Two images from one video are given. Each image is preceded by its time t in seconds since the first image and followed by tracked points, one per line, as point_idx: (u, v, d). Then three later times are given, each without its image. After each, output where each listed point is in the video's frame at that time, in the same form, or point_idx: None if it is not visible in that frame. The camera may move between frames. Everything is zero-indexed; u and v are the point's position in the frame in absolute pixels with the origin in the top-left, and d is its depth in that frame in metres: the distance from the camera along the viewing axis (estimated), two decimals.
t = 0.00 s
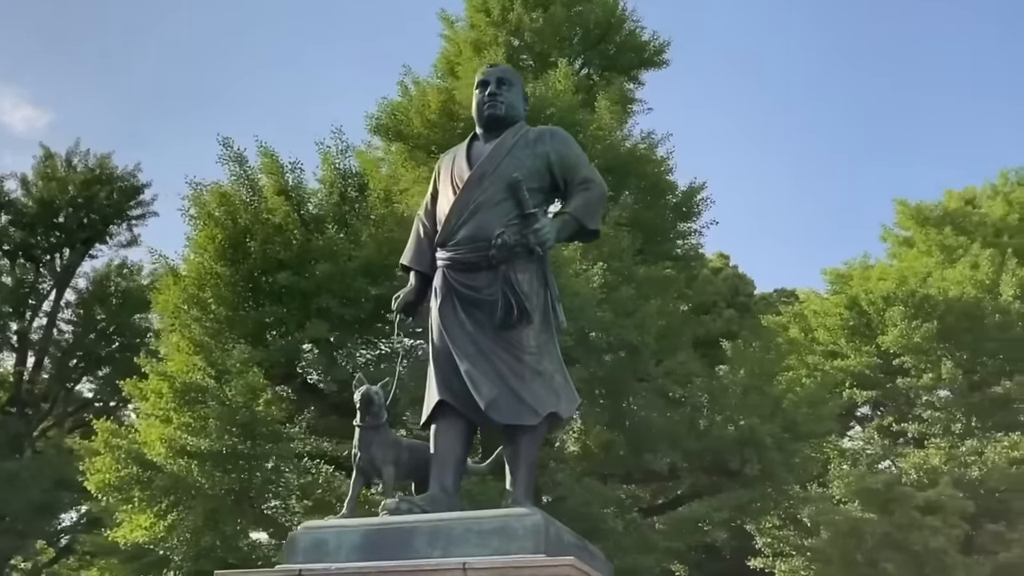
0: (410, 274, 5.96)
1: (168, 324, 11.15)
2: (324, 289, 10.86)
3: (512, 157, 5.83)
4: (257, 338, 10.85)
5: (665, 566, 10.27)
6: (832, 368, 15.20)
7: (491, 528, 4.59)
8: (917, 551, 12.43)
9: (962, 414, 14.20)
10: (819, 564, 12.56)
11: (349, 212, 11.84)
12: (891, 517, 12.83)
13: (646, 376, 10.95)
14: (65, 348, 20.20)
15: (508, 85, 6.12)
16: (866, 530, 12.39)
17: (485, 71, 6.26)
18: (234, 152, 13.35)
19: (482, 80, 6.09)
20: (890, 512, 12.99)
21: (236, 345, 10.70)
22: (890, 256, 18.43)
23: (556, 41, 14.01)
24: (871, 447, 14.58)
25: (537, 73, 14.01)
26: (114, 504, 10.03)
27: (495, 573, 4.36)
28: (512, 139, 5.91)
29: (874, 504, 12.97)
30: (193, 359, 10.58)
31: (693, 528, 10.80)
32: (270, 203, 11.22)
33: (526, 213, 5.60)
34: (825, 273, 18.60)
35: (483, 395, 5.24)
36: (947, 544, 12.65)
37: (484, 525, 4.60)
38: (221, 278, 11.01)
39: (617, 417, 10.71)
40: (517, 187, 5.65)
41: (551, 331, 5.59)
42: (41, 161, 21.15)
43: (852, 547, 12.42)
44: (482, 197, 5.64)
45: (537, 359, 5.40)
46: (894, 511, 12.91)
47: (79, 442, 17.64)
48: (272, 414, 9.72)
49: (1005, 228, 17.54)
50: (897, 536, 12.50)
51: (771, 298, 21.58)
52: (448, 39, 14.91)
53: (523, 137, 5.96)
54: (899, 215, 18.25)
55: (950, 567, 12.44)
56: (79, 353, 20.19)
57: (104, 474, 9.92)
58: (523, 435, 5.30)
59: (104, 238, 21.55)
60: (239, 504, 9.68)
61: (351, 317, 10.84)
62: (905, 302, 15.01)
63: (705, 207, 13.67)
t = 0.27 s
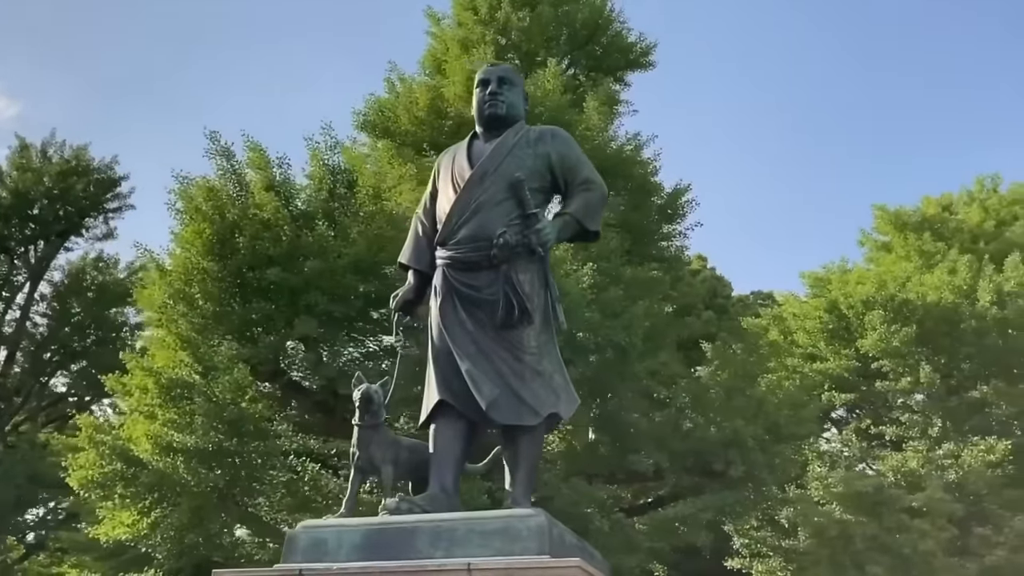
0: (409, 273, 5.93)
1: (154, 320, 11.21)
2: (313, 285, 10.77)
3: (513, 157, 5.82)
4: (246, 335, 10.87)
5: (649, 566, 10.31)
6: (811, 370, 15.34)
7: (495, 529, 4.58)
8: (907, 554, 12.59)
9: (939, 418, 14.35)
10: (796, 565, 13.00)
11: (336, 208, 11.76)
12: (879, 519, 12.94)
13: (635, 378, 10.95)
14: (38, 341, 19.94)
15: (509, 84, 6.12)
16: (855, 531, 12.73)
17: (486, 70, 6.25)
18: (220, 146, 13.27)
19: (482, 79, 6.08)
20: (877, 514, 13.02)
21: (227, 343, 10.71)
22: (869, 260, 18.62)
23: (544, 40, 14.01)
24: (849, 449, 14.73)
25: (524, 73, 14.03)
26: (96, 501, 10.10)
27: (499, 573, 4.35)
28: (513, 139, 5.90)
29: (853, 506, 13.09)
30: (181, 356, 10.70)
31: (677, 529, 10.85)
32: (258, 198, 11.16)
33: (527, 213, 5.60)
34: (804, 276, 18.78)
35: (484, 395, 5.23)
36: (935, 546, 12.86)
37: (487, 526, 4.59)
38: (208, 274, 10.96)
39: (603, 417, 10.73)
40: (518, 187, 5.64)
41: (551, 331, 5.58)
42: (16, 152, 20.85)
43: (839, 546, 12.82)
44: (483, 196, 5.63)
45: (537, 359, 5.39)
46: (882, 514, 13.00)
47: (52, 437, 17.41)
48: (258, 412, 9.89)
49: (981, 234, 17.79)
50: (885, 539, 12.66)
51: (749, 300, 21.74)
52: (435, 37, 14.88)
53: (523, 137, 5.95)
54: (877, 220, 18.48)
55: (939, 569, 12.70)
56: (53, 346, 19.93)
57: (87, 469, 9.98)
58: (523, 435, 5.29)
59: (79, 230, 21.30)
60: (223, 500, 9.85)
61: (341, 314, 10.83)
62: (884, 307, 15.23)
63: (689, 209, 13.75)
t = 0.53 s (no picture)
0: (408, 272, 5.91)
1: (137, 312, 11.16)
2: (301, 283, 10.82)
3: (515, 157, 5.81)
4: (232, 331, 10.82)
5: (632, 567, 10.37)
6: (788, 374, 15.49)
7: (498, 531, 4.56)
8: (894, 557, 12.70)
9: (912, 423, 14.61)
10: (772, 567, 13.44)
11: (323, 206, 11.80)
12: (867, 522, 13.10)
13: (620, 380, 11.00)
14: (8, 333, 19.65)
15: (510, 84, 6.10)
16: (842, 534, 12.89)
17: (486, 69, 6.23)
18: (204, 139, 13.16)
19: (483, 78, 6.06)
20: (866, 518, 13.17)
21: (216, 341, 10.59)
22: (844, 265, 18.83)
23: (531, 40, 13.99)
24: (824, 452, 14.91)
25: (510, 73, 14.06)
26: (76, 496, 10.12)
27: None
28: (515, 139, 5.89)
29: (828, 508, 13.32)
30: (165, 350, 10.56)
31: (659, 530, 10.93)
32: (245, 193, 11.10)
33: (528, 214, 5.58)
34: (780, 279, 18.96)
35: (486, 396, 5.21)
36: (922, 549, 12.93)
37: (490, 527, 4.58)
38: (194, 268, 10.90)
39: (587, 419, 10.76)
40: (520, 188, 5.63)
41: (550, 332, 5.58)
42: None
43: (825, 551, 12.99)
44: (484, 196, 5.61)
45: (537, 360, 5.39)
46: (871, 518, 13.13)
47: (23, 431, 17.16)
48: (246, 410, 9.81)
49: (955, 241, 18.01)
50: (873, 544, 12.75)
51: (724, 302, 21.91)
52: (420, 34, 14.84)
53: (524, 137, 5.94)
54: (854, 225, 18.68)
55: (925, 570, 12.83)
56: (23, 339, 19.65)
57: (68, 465, 9.98)
58: (523, 436, 5.29)
59: (51, 221, 21.00)
60: (207, 498, 9.94)
61: (327, 311, 10.92)
62: (861, 312, 15.38)
63: (672, 212, 13.83)
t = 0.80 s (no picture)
0: (406, 270, 5.89)
1: (123, 307, 11.08)
2: (291, 280, 10.75)
3: (515, 157, 5.80)
4: (220, 327, 10.71)
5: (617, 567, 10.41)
6: (769, 376, 15.60)
7: (501, 531, 4.56)
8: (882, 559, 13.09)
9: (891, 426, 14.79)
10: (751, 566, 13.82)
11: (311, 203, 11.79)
12: (855, 525, 13.42)
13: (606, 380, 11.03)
14: None
15: (510, 83, 6.10)
16: (833, 537, 13.17)
17: (485, 69, 6.22)
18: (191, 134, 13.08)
19: (483, 78, 6.05)
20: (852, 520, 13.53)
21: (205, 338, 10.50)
22: (823, 268, 19.00)
23: (518, 39, 13.98)
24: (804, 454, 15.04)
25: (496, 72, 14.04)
26: (58, 493, 10.13)
27: None
28: (515, 139, 5.88)
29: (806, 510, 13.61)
30: (155, 347, 10.54)
31: (644, 530, 10.97)
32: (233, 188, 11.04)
33: (528, 214, 5.58)
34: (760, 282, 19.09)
35: (486, 396, 5.20)
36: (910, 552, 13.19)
37: (493, 527, 4.57)
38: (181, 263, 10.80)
39: (573, 419, 10.76)
40: (521, 188, 5.62)
41: (549, 333, 5.58)
42: None
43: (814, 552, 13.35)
44: (485, 195, 5.60)
45: (537, 361, 5.39)
46: (859, 520, 13.46)
47: None
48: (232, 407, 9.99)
49: (932, 246, 18.18)
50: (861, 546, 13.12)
51: (704, 304, 22.04)
52: (407, 31, 14.80)
53: (524, 137, 5.93)
54: (834, 230, 18.86)
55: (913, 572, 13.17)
56: None
57: (52, 461, 9.97)
58: (522, 436, 5.28)
59: (26, 213, 20.73)
60: (193, 495, 9.99)
61: (317, 309, 10.82)
62: (841, 315, 15.44)
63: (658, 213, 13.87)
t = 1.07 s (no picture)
0: (404, 269, 5.88)
1: (107, 301, 10.92)
2: (280, 276, 10.68)
3: (515, 157, 5.80)
4: (209, 323, 10.62)
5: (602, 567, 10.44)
6: (749, 378, 15.72)
7: (502, 532, 4.56)
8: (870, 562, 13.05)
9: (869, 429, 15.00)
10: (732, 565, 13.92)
11: (297, 199, 11.76)
12: (844, 528, 13.42)
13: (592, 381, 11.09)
14: None
15: (510, 84, 6.10)
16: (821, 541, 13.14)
17: (484, 68, 6.22)
18: (177, 128, 12.99)
19: (483, 77, 6.05)
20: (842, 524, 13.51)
21: (194, 334, 10.40)
22: (803, 271, 19.17)
23: (505, 38, 13.96)
24: (784, 456, 15.17)
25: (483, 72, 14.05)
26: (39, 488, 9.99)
27: None
28: (515, 139, 5.88)
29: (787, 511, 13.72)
30: (142, 343, 10.46)
31: (628, 530, 11.02)
32: (222, 183, 10.98)
33: (529, 214, 5.59)
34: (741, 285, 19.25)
35: (486, 396, 5.20)
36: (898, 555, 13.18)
37: (494, 528, 4.57)
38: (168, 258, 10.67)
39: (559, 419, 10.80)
40: (521, 188, 5.62)
41: (548, 333, 5.59)
42: None
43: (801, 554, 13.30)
44: (485, 195, 5.60)
45: (536, 361, 5.39)
46: (848, 523, 13.44)
47: None
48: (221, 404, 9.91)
49: (911, 251, 18.37)
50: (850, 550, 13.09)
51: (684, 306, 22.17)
52: (394, 28, 14.77)
53: (524, 137, 5.93)
54: (814, 234, 19.07)
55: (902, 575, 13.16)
56: None
57: (33, 456, 9.81)
58: (520, 436, 5.29)
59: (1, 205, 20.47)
60: (179, 493, 9.92)
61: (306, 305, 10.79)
62: (821, 318, 15.64)
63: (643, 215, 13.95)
